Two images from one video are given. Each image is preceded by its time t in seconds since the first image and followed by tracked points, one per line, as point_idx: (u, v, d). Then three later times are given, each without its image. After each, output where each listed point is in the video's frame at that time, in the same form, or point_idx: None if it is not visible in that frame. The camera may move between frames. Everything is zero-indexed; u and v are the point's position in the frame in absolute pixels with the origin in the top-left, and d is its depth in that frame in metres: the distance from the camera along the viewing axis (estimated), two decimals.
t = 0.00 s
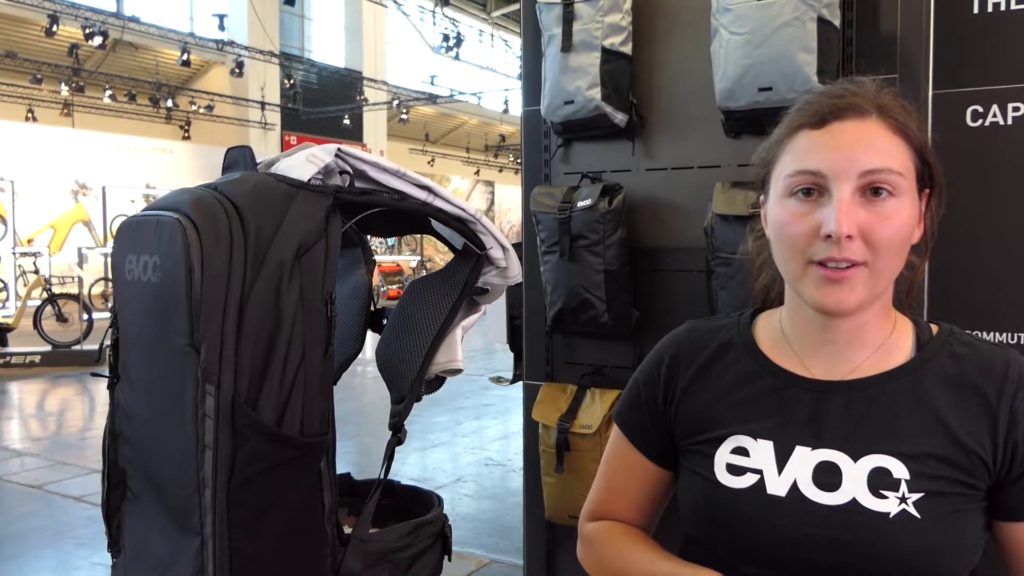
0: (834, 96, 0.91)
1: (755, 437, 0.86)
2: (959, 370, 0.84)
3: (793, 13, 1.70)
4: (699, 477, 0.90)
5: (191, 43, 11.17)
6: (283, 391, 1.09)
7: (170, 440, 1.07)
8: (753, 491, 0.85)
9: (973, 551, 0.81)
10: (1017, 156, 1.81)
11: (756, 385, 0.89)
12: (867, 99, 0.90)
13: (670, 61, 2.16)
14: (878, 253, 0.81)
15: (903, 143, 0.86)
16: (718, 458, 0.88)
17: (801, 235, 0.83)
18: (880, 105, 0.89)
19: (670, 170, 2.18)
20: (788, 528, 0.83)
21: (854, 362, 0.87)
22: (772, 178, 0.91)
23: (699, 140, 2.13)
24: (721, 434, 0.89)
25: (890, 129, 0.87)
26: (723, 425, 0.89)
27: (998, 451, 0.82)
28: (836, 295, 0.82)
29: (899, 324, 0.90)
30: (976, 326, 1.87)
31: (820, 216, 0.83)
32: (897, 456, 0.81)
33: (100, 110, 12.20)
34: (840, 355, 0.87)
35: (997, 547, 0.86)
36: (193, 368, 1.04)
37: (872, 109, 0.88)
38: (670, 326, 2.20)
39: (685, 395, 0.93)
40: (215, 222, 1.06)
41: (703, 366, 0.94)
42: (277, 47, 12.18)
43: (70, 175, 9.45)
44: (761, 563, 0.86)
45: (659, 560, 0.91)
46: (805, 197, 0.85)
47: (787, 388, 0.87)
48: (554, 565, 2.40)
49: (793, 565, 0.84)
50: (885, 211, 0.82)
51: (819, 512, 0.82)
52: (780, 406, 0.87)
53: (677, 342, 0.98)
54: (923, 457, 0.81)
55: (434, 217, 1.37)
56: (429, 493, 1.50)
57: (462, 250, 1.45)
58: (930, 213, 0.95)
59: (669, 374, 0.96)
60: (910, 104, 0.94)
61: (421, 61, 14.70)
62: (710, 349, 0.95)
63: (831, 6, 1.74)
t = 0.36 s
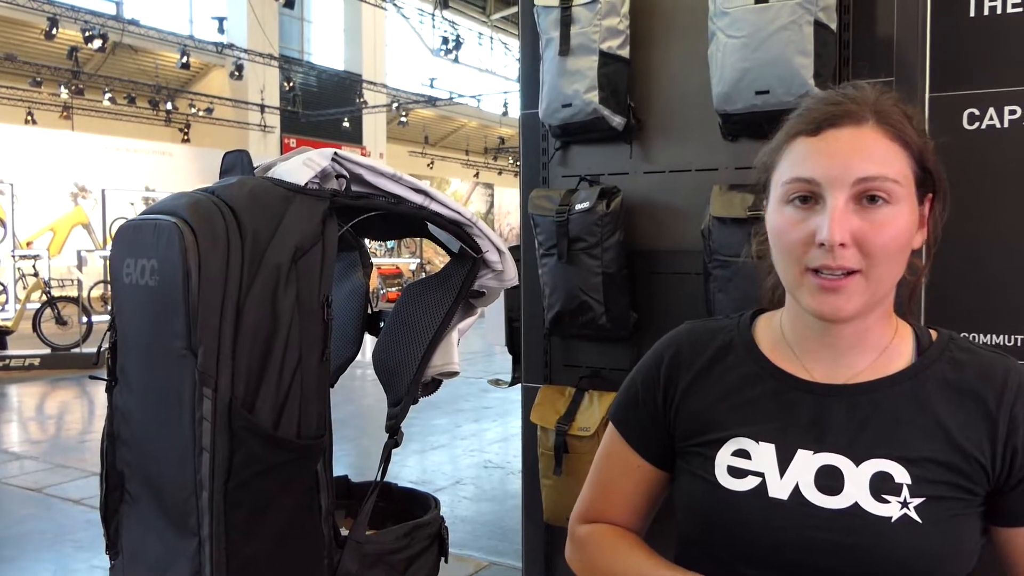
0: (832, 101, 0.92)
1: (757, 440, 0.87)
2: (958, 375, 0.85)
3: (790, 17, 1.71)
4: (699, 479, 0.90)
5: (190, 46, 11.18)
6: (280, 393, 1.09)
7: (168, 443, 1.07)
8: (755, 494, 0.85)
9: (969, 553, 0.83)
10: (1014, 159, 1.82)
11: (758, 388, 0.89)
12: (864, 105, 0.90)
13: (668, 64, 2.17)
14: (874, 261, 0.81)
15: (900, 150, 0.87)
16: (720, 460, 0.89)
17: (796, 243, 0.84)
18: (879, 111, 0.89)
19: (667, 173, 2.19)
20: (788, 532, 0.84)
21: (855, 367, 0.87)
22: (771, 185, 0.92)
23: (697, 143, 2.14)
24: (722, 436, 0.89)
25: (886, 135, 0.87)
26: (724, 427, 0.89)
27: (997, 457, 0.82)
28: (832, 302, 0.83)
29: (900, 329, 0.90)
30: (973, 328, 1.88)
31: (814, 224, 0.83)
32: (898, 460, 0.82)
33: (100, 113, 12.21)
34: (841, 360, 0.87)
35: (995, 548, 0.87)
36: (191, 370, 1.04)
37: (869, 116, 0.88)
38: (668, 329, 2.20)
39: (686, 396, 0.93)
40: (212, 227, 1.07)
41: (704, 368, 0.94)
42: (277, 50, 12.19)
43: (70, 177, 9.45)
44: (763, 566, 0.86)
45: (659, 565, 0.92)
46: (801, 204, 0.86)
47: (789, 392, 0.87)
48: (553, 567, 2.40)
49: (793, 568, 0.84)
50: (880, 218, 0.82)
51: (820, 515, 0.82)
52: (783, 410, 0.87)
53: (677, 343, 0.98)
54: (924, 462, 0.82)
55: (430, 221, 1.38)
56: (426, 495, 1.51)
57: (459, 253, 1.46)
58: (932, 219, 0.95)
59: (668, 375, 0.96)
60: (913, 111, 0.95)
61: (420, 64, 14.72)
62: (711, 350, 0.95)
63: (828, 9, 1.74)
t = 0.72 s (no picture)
0: (814, 106, 0.93)
1: (754, 444, 0.87)
2: (958, 378, 0.85)
3: (787, 19, 1.72)
4: (697, 483, 0.91)
5: (190, 48, 11.19)
6: (279, 395, 1.10)
7: (168, 444, 1.08)
8: (753, 497, 0.86)
9: (968, 557, 0.82)
10: (1011, 161, 1.83)
11: (756, 391, 0.90)
12: (848, 108, 0.90)
13: (666, 66, 2.18)
14: (858, 263, 0.82)
15: (883, 151, 0.86)
16: (717, 464, 0.89)
17: (781, 248, 0.85)
18: (862, 113, 0.89)
19: (666, 175, 2.20)
20: (786, 535, 0.84)
21: (853, 371, 0.88)
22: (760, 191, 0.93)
23: (695, 145, 2.15)
24: (720, 440, 0.90)
25: (868, 137, 0.87)
26: (723, 431, 0.90)
27: (996, 460, 0.82)
28: (818, 306, 0.83)
29: (899, 331, 0.91)
30: (970, 330, 1.89)
31: (796, 229, 0.84)
32: (895, 465, 0.82)
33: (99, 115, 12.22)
34: (839, 363, 0.88)
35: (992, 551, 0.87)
36: (190, 372, 1.05)
37: (851, 119, 0.89)
38: (667, 331, 2.21)
39: (684, 399, 0.94)
40: (211, 230, 1.08)
41: (703, 371, 0.94)
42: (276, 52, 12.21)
43: (69, 180, 9.45)
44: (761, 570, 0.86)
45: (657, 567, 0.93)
46: (785, 210, 0.87)
47: (787, 395, 0.88)
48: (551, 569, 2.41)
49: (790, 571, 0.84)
50: (863, 221, 0.82)
51: (818, 519, 0.83)
52: (780, 414, 0.87)
53: (676, 347, 0.99)
54: (922, 466, 0.82)
55: (428, 223, 1.39)
56: (424, 496, 1.51)
57: (456, 255, 1.47)
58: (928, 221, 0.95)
59: (668, 379, 0.97)
60: (900, 110, 0.94)
61: (419, 66, 14.74)
62: (710, 354, 0.95)
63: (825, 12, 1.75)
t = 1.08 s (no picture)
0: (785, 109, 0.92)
1: (755, 446, 0.88)
2: (961, 380, 0.84)
3: (787, 20, 1.73)
4: (700, 485, 0.91)
5: (190, 50, 11.21)
6: (280, 395, 1.10)
7: (171, 445, 1.08)
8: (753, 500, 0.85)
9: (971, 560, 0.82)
10: (1010, 162, 1.83)
11: (758, 393, 0.90)
12: (810, 108, 0.89)
13: (666, 67, 2.18)
14: (788, 270, 0.81)
15: (816, 151, 0.84)
16: (718, 466, 0.90)
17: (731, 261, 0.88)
18: (815, 113, 0.87)
19: (666, 177, 2.20)
20: (787, 537, 0.84)
21: (849, 371, 0.88)
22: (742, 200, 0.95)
23: (695, 146, 2.16)
24: (720, 441, 0.90)
25: (804, 139, 0.85)
26: (724, 432, 0.90)
27: (998, 464, 0.81)
28: (763, 315, 0.84)
29: (901, 330, 0.90)
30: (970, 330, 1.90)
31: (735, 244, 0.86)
32: (897, 468, 0.82)
33: (100, 118, 12.24)
34: (834, 363, 0.88)
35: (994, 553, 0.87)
36: (192, 373, 1.06)
37: (801, 121, 0.87)
38: (667, 332, 2.21)
39: (688, 400, 0.95)
40: (212, 231, 1.08)
41: (706, 372, 0.95)
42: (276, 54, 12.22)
43: (70, 183, 9.45)
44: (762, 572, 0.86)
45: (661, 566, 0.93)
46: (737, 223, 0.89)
47: (787, 396, 0.88)
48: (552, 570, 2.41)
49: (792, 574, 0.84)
50: (787, 229, 0.82)
51: (818, 522, 0.83)
52: (780, 415, 0.88)
53: (679, 349, 0.99)
54: (923, 469, 0.82)
55: (428, 225, 1.40)
56: (424, 496, 1.52)
57: (457, 256, 1.48)
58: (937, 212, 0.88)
59: (671, 381, 0.97)
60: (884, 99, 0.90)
61: (419, 68, 14.76)
62: (713, 355, 0.96)
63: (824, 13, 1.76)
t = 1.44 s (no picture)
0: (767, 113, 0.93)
1: (750, 448, 0.88)
2: (958, 383, 0.83)
3: (787, 23, 1.73)
4: (695, 487, 0.92)
5: (191, 52, 11.23)
6: (280, 398, 1.10)
7: (171, 448, 1.09)
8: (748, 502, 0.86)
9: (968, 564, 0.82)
10: (1012, 164, 1.83)
11: (755, 396, 0.90)
12: (789, 113, 0.90)
13: (666, 69, 2.19)
14: (776, 279, 0.82)
15: (788, 160, 0.84)
16: (714, 468, 0.90)
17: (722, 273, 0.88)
18: (792, 121, 0.88)
19: (666, 179, 2.21)
20: (781, 539, 0.84)
21: (843, 373, 0.88)
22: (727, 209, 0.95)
23: (695, 148, 2.16)
24: (715, 444, 0.91)
25: (777, 149, 0.85)
26: (720, 435, 0.91)
27: (994, 467, 0.80)
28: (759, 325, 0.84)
29: (898, 332, 0.90)
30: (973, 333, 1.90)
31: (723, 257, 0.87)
32: (891, 470, 0.82)
33: (102, 120, 12.27)
34: (831, 365, 0.88)
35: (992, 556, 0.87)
36: (192, 375, 1.06)
37: (777, 129, 0.87)
38: (667, 334, 2.22)
39: (686, 403, 0.95)
40: (212, 234, 1.09)
41: (704, 377, 0.95)
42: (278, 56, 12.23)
43: (71, 185, 9.45)
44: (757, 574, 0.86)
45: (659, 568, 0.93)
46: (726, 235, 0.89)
47: (783, 399, 0.88)
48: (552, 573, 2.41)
49: None
50: (769, 241, 0.82)
51: (812, 524, 0.83)
52: (776, 418, 0.88)
53: (679, 354, 1.00)
54: (916, 471, 0.81)
55: (428, 228, 1.40)
56: (424, 498, 1.52)
57: (457, 259, 1.48)
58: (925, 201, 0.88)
59: (670, 386, 0.97)
60: (857, 99, 0.90)
61: (421, 70, 14.77)
62: (712, 358, 0.96)
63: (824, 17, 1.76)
